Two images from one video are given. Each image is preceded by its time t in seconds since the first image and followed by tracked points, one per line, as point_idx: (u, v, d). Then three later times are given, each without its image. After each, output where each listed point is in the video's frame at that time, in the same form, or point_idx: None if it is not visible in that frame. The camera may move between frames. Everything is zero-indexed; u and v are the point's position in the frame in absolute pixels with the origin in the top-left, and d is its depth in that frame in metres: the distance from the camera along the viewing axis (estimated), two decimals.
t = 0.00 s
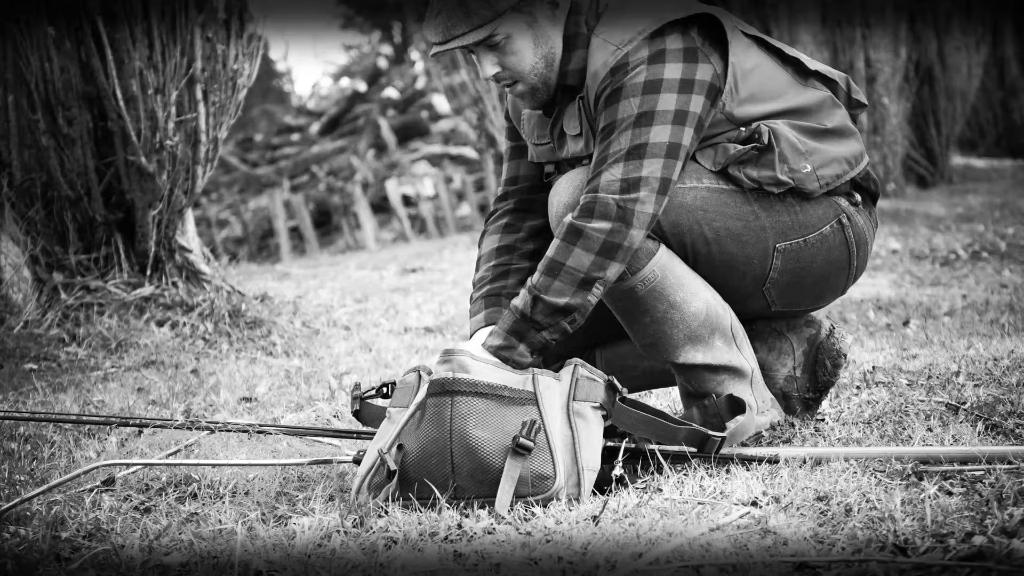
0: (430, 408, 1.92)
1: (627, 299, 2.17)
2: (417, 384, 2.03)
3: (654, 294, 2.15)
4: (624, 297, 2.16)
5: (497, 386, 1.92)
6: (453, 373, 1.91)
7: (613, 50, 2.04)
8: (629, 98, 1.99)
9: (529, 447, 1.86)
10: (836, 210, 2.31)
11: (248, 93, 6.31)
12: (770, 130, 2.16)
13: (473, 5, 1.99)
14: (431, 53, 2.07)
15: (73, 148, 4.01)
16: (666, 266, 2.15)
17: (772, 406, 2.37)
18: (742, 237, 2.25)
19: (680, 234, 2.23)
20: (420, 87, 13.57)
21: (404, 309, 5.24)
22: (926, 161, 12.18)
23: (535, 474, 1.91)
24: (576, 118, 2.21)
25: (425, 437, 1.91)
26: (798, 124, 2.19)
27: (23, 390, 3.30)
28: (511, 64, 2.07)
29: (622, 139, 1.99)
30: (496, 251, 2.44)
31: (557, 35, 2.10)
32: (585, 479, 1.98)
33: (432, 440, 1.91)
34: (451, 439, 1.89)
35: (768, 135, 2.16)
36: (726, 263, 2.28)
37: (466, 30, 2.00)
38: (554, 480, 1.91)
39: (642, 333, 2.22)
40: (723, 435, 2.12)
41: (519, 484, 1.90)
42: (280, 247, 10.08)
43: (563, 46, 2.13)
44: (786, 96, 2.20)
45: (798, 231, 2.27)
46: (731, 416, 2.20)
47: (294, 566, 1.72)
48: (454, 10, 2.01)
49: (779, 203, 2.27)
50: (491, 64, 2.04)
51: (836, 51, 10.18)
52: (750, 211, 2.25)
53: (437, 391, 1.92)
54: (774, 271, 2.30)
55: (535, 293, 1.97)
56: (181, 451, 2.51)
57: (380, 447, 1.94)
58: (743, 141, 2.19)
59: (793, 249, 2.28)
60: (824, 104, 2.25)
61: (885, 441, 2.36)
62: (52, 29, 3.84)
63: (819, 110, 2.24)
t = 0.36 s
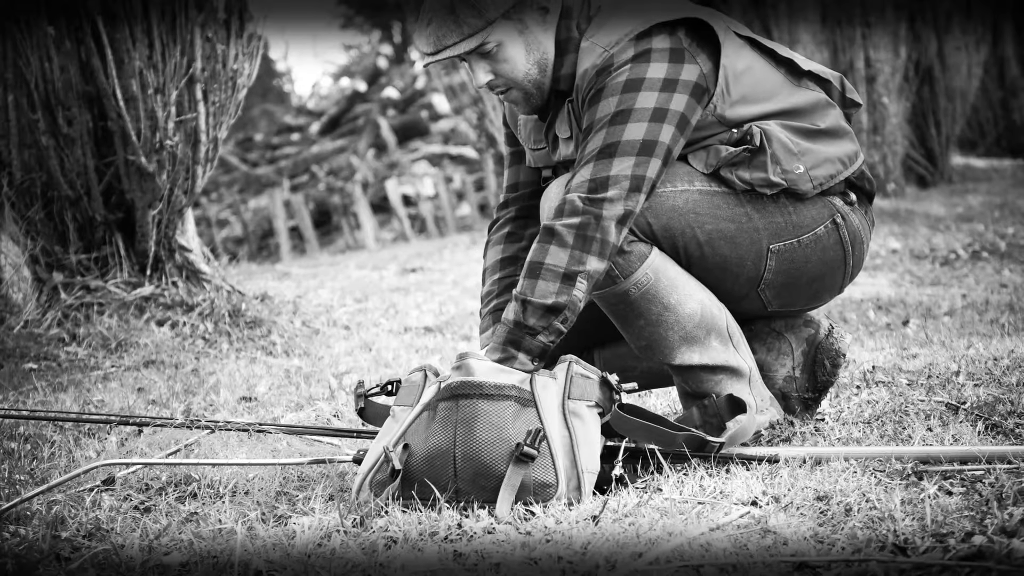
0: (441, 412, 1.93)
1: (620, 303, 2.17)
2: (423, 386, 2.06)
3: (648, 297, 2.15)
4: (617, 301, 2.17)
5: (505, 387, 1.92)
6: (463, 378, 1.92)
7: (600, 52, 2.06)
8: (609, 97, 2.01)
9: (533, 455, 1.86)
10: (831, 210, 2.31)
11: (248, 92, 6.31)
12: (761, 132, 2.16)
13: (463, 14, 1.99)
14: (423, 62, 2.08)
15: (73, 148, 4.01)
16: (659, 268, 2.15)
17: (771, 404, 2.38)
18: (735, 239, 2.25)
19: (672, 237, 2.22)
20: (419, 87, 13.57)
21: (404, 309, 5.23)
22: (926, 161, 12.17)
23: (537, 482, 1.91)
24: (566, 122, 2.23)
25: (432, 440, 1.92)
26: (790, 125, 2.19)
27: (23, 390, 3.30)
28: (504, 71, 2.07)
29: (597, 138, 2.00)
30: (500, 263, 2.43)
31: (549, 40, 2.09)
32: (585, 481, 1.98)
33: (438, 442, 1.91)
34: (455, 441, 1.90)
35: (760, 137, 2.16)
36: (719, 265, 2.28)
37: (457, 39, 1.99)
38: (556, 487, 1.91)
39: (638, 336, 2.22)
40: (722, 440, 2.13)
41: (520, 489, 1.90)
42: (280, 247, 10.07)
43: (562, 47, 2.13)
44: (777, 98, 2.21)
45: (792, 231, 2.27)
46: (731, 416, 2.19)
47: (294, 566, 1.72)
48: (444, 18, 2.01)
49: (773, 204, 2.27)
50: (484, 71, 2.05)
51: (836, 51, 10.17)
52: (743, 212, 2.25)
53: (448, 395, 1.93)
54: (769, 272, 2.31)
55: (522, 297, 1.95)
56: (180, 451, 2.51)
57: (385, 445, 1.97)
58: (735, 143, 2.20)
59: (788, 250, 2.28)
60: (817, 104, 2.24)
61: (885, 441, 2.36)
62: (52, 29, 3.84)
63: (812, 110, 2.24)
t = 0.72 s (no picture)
0: (440, 407, 1.94)
1: (624, 298, 2.18)
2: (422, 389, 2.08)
3: (651, 293, 2.16)
4: (622, 297, 2.17)
5: (507, 379, 1.92)
6: (462, 373, 1.93)
7: (603, 48, 2.04)
8: (616, 90, 2.00)
9: (535, 452, 1.86)
10: (835, 206, 2.31)
11: (248, 93, 6.32)
12: (765, 127, 2.16)
13: (461, 16, 1.99)
14: (422, 65, 2.08)
15: (73, 148, 4.01)
16: (663, 265, 2.16)
17: (771, 403, 2.38)
18: (739, 234, 2.25)
19: (677, 231, 2.23)
20: (420, 87, 13.57)
21: (404, 309, 5.24)
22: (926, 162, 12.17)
23: (538, 478, 1.90)
24: (570, 121, 2.22)
25: (432, 435, 1.92)
26: (794, 120, 2.18)
27: (23, 390, 3.30)
28: (504, 73, 2.07)
29: (611, 130, 1.99)
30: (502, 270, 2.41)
31: (547, 42, 2.09)
32: (586, 480, 1.97)
33: (438, 436, 1.91)
34: (456, 437, 1.90)
35: (764, 132, 2.15)
36: (724, 260, 2.28)
37: (455, 41, 1.99)
38: (556, 483, 1.91)
39: (641, 332, 2.22)
40: (723, 437, 2.12)
41: (520, 485, 1.89)
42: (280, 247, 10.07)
43: (562, 45, 2.13)
44: (782, 92, 2.19)
45: (796, 227, 2.27)
46: (731, 416, 2.19)
47: (294, 566, 1.72)
48: (442, 21, 2.01)
49: (777, 200, 2.27)
50: (483, 74, 2.06)
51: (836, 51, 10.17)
52: (747, 208, 2.25)
53: (447, 390, 1.94)
54: (773, 268, 2.31)
55: (534, 279, 1.94)
56: (181, 451, 2.51)
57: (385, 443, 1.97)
58: (739, 138, 2.20)
59: (792, 246, 2.29)
60: (819, 98, 2.23)
61: (884, 441, 2.37)
62: (53, 29, 3.84)
63: (815, 105, 2.22)
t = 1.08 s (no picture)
0: (439, 402, 1.94)
1: (640, 283, 2.16)
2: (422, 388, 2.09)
3: (669, 281, 2.14)
4: (639, 282, 2.15)
5: (508, 377, 1.94)
6: (462, 368, 1.94)
7: (625, 30, 2.04)
8: (653, 68, 1.97)
9: (535, 447, 1.87)
10: (851, 204, 2.31)
11: (247, 93, 6.31)
12: (787, 117, 2.17)
13: None
14: (438, 48, 2.07)
15: (73, 148, 4.00)
16: (682, 253, 2.15)
17: (772, 404, 2.37)
18: (761, 225, 2.24)
19: (701, 219, 2.22)
20: (420, 87, 13.56)
21: (404, 309, 5.24)
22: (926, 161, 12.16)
23: (536, 473, 1.90)
24: (593, 104, 2.18)
25: (432, 431, 1.92)
26: (812, 112, 2.21)
27: (23, 390, 3.30)
28: (521, 55, 2.08)
29: (659, 106, 1.96)
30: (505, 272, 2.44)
31: (563, 25, 2.10)
32: (586, 479, 1.97)
33: (437, 431, 1.91)
34: (457, 432, 1.90)
35: (786, 122, 2.17)
36: (744, 251, 2.26)
37: (474, 19, 2.00)
38: (556, 479, 1.90)
39: (653, 321, 2.20)
40: (723, 438, 2.12)
41: (519, 480, 1.89)
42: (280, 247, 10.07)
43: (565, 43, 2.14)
44: (797, 81, 2.23)
45: (815, 222, 2.27)
46: (731, 416, 2.20)
47: (294, 566, 1.72)
48: (462, 2, 2.02)
49: (798, 194, 2.27)
50: (500, 56, 2.07)
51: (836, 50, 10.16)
52: (769, 200, 2.24)
53: (447, 385, 1.94)
54: (791, 261, 2.29)
55: (581, 235, 1.97)
56: (181, 451, 2.51)
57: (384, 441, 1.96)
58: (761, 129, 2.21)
59: (810, 240, 2.28)
60: (831, 92, 2.26)
61: (885, 441, 2.36)
62: (52, 29, 3.84)
63: (828, 98, 2.25)
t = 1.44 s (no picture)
0: (437, 403, 1.94)
1: (646, 283, 2.19)
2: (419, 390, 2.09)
3: (673, 281, 2.17)
4: (643, 281, 2.18)
5: (505, 379, 1.94)
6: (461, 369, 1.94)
7: (638, 20, 2.04)
8: (688, 47, 1.93)
9: (534, 447, 1.87)
10: (851, 205, 2.32)
11: (248, 93, 6.31)
12: (792, 116, 2.19)
13: None
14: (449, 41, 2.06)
15: (73, 148, 4.01)
16: (688, 254, 2.17)
17: (772, 405, 2.37)
18: (764, 225, 2.24)
19: (705, 218, 2.24)
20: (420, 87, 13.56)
21: (404, 309, 5.24)
22: (926, 162, 12.16)
23: (536, 473, 1.91)
24: (603, 94, 2.13)
25: (431, 431, 1.92)
26: (815, 112, 2.23)
27: (23, 390, 3.30)
28: (531, 48, 2.08)
29: (712, 74, 1.90)
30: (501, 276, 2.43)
31: (572, 19, 2.11)
32: (585, 479, 1.97)
33: (437, 431, 1.92)
34: (456, 432, 1.90)
35: (791, 120, 2.19)
36: (748, 251, 2.27)
37: (488, 11, 2.00)
38: (556, 478, 1.91)
39: (656, 320, 2.22)
40: (724, 438, 2.12)
41: (519, 480, 1.90)
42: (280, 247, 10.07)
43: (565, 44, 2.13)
44: (799, 81, 2.25)
45: (817, 222, 2.28)
46: (731, 416, 2.19)
47: (294, 566, 1.72)
48: None
49: (799, 194, 2.27)
50: (510, 48, 2.07)
51: (836, 51, 10.16)
52: (772, 200, 2.25)
53: (445, 386, 1.94)
54: (793, 262, 2.29)
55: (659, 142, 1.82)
56: (181, 451, 2.51)
57: (383, 441, 1.96)
58: (765, 128, 2.22)
59: (812, 240, 2.28)
60: (830, 91, 2.28)
61: (885, 441, 2.36)
62: (52, 29, 3.84)
63: (828, 98, 2.27)
